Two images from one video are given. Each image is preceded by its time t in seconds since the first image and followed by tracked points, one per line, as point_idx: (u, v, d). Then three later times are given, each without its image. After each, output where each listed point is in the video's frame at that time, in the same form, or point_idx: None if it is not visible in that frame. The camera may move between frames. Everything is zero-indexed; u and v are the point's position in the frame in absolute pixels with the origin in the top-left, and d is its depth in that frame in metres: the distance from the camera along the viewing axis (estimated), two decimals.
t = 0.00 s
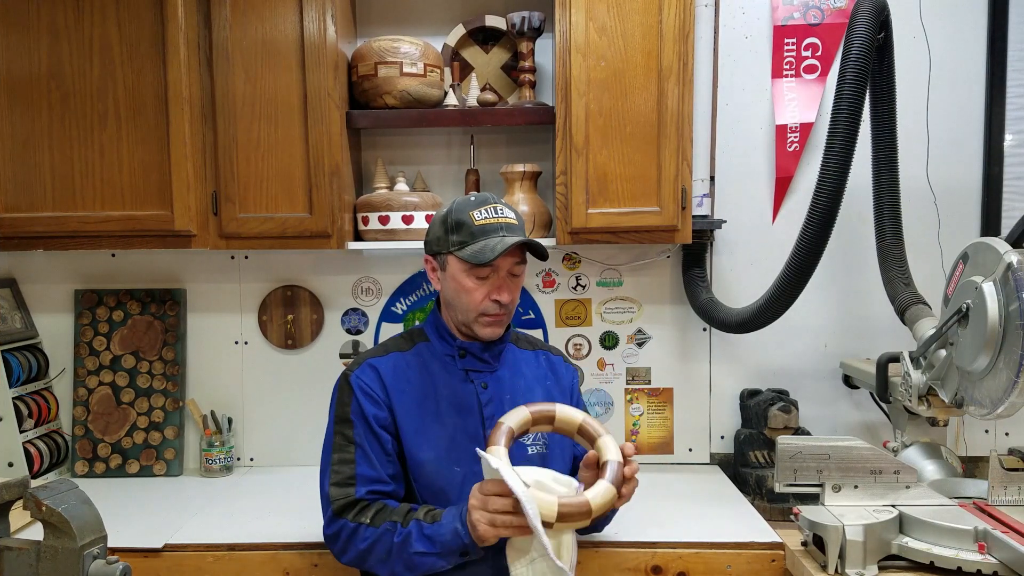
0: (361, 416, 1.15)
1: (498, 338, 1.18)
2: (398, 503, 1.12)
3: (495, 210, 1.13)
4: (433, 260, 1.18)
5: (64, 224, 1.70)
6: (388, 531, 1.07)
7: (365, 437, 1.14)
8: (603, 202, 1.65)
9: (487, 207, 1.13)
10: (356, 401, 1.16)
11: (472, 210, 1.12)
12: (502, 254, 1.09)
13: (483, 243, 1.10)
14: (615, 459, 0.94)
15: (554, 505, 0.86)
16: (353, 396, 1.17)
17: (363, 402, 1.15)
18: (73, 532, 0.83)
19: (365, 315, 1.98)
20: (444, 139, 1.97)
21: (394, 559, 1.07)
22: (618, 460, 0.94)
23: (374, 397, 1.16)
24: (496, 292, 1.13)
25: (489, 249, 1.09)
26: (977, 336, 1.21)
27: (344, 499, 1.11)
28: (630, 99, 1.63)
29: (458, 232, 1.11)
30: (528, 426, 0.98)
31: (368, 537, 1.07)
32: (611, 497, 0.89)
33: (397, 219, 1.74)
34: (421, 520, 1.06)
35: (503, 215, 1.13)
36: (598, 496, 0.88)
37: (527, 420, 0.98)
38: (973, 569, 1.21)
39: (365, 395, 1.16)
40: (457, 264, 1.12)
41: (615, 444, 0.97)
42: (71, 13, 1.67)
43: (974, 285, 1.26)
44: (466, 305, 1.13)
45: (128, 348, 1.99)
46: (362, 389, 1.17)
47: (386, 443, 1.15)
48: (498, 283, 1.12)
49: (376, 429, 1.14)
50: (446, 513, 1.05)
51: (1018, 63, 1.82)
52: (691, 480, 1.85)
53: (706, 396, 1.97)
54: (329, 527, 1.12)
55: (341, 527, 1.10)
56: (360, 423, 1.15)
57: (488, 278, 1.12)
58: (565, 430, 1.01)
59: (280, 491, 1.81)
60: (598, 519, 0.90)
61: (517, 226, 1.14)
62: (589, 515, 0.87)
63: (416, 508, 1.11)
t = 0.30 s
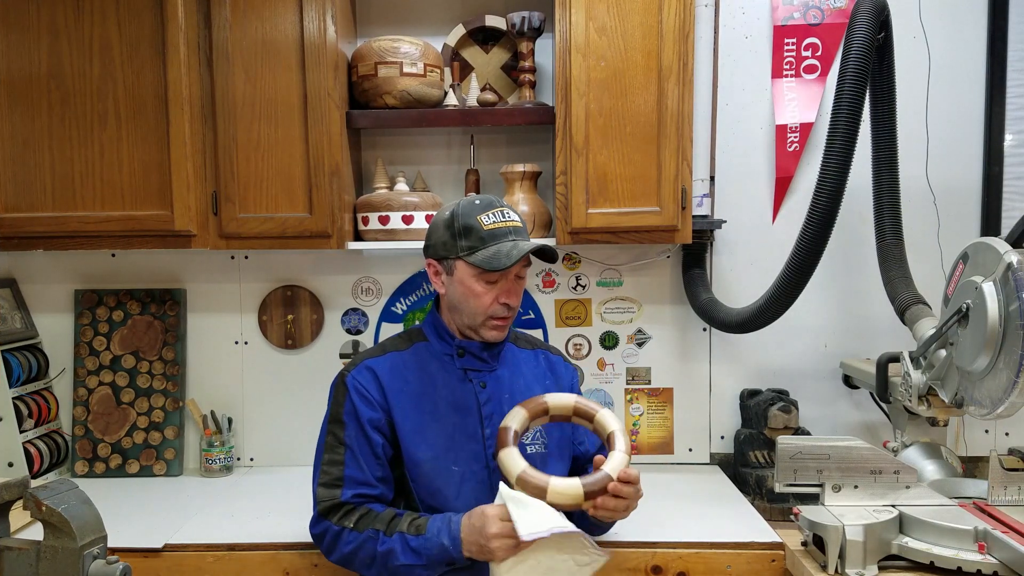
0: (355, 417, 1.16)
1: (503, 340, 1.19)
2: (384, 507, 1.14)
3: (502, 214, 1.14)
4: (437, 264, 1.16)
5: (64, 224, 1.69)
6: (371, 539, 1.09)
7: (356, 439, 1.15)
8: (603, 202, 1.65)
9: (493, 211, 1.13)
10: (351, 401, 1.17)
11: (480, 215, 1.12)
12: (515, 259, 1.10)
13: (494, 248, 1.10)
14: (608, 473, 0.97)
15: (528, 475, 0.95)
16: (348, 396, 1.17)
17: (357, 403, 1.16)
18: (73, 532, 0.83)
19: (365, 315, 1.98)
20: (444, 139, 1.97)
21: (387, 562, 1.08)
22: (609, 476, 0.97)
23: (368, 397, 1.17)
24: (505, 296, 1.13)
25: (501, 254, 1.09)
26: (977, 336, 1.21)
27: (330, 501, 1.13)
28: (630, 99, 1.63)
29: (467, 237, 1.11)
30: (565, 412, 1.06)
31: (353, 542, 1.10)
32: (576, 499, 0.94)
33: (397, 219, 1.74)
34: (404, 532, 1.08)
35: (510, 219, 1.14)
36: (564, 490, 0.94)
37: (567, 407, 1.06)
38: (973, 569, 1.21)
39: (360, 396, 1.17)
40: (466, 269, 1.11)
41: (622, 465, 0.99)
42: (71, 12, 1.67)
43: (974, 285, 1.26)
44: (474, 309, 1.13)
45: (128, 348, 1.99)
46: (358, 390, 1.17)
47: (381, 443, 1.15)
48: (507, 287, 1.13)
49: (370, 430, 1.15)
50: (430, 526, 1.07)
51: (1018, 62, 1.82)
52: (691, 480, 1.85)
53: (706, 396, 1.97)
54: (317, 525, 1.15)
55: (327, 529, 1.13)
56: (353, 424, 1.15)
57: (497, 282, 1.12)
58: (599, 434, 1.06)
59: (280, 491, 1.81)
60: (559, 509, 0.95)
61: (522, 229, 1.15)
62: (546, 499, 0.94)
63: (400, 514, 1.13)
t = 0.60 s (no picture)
0: (349, 421, 1.16)
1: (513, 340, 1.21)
2: (375, 512, 1.14)
3: (509, 216, 1.16)
4: (446, 272, 1.15)
5: (64, 224, 1.69)
6: (361, 545, 1.10)
7: (349, 444, 1.15)
8: (603, 202, 1.65)
9: (500, 213, 1.15)
10: (346, 405, 1.17)
11: (490, 218, 1.13)
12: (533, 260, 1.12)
13: (511, 251, 1.12)
14: (643, 465, 1.01)
15: (561, 455, 1.03)
16: (342, 401, 1.17)
17: (352, 407, 1.16)
18: (73, 532, 0.83)
19: (365, 315, 1.98)
20: (444, 139, 1.97)
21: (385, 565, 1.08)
22: (643, 467, 1.01)
23: (362, 402, 1.17)
24: (518, 297, 1.15)
25: (520, 256, 1.12)
26: (977, 336, 1.21)
27: (321, 507, 1.13)
28: (630, 99, 1.63)
29: (482, 243, 1.11)
30: (612, 409, 1.13)
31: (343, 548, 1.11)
32: (607, 484, 0.99)
33: (397, 219, 1.74)
34: (394, 540, 1.08)
35: (516, 220, 1.16)
36: (597, 473, 1.00)
37: (614, 404, 1.14)
38: (973, 569, 1.21)
39: (354, 400, 1.17)
40: (483, 273, 1.12)
41: (659, 460, 1.03)
42: (71, 12, 1.67)
43: (974, 285, 1.26)
44: (490, 313, 1.14)
45: (128, 348, 1.99)
46: (352, 395, 1.17)
47: (377, 446, 1.15)
48: (520, 288, 1.15)
49: (365, 434, 1.14)
50: (418, 535, 1.07)
51: (1018, 62, 1.82)
52: (691, 480, 1.85)
53: (706, 396, 1.97)
54: (310, 529, 1.15)
55: (319, 534, 1.14)
56: (347, 429, 1.15)
57: (512, 284, 1.14)
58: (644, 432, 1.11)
59: (279, 491, 1.81)
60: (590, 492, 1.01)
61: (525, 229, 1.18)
62: (578, 480, 1.00)
63: (390, 519, 1.12)
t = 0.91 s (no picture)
0: (353, 423, 1.15)
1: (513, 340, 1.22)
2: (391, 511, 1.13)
3: (511, 219, 1.16)
4: (450, 277, 1.15)
5: (64, 224, 1.69)
6: (383, 541, 1.08)
7: (357, 446, 1.14)
8: (603, 202, 1.65)
9: (502, 216, 1.15)
10: (349, 408, 1.16)
11: (493, 222, 1.13)
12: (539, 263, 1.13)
13: (516, 255, 1.13)
14: (641, 471, 1.02)
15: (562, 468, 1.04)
16: (345, 404, 1.16)
17: (355, 410, 1.15)
18: (73, 532, 0.83)
19: (365, 315, 1.99)
20: (444, 139, 1.97)
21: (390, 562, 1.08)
22: (641, 472, 1.01)
23: (365, 404, 1.16)
24: (521, 300, 1.16)
25: (525, 260, 1.13)
26: (977, 337, 1.21)
27: (335, 508, 1.11)
28: (630, 99, 1.63)
29: (487, 247, 1.12)
30: (618, 420, 1.15)
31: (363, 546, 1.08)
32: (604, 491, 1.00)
33: (397, 219, 1.74)
34: (419, 532, 1.08)
35: (518, 223, 1.16)
36: (594, 483, 1.00)
37: (620, 416, 1.15)
38: (973, 569, 1.21)
39: (357, 403, 1.16)
40: (488, 278, 1.12)
41: (658, 463, 1.03)
42: (71, 12, 1.67)
43: (974, 285, 1.26)
44: (493, 316, 1.14)
45: (128, 348, 1.99)
46: (354, 398, 1.16)
47: (382, 448, 1.14)
48: (523, 290, 1.16)
49: (369, 437, 1.14)
50: (444, 525, 1.07)
51: (1018, 63, 1.82)
52: (692, 480, 1.85)
53: (706, 396, 1.97)
54: (322, 534, 1.12)
55: (335, 536, 1.11)
56: (353, 432, 1.15)
57: (516, 287, 1.15)
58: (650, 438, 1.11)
59: (279, 491, 1.81)
60: (589, 503, 1.01)
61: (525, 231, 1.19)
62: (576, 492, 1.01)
63: (409, 516, 1.12)
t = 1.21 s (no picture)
0: (362, 420, 1.15)
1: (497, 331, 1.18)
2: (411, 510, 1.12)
3: (488, 201, 1.15)
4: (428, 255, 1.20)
5: (64, 224, 1.70)
6: (407, 542, 1.08)
7: (369, 441, 1.13)
8: (603, 202, 1.66)
9: (479, 197, 1.16)
10: (358, 405, 1.16)
11: (466, 201, 1.15)
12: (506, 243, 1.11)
13: (477, 230, 1.11)
14: (645, 502, 0.98)
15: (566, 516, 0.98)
16: (353, 401, 1.16)
17: (364, 407, 1.15)
18: (73, 532, 0.83)
19: (365, 315, 1.99)
20: (444, 139, 1.97)
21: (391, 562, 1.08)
22: (646, 505, 0.98)
23: (374, 401, 1.16)
24: (490, 280, 1.14)
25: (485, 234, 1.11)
26: (977, 337, 1.21)
27: (353, 506, 1.10)
28: (629, 99, 1.63)
29: (452, 222, 1.13)
30: (597, 426, 1.06)
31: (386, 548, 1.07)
32: (615, 533, 0.96)
33: (397, 219, 1.74)
34: (443, 534, 1.07)
35: (496, 205, 1.15)
36: (603, 528, 0.97)
37: (598, 420, 1.06)
38: (973, 569, 1.21)
39: (366, 400, 1.16)
40: (452, 253, 1.14)
41: (660, 491, 0.99)
42: (71, 12, 1.67)
43: (974, 285, 1.26)
44: (460, 294, 1.14)
45: (128, 348, 1.99)
46: (363, 395, 1.16)
47: (393, 443, 1.15)
48: (492, 270, 1.14)
49: (379, 432, 1.14)
50: (469, 527, 1.06)
51: (1018, 62, 1.82)
52: (692, 480, 1.85)
53: (706, 396, 1.97)
54: (338, 533, 1.10)
55: (353, 536, 1.09)
56: (363, 427, 1.14)
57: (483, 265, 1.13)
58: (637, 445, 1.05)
59: (279, 491, 1.81)
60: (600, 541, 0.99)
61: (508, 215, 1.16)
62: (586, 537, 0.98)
63: (429, 515, 1.11)
